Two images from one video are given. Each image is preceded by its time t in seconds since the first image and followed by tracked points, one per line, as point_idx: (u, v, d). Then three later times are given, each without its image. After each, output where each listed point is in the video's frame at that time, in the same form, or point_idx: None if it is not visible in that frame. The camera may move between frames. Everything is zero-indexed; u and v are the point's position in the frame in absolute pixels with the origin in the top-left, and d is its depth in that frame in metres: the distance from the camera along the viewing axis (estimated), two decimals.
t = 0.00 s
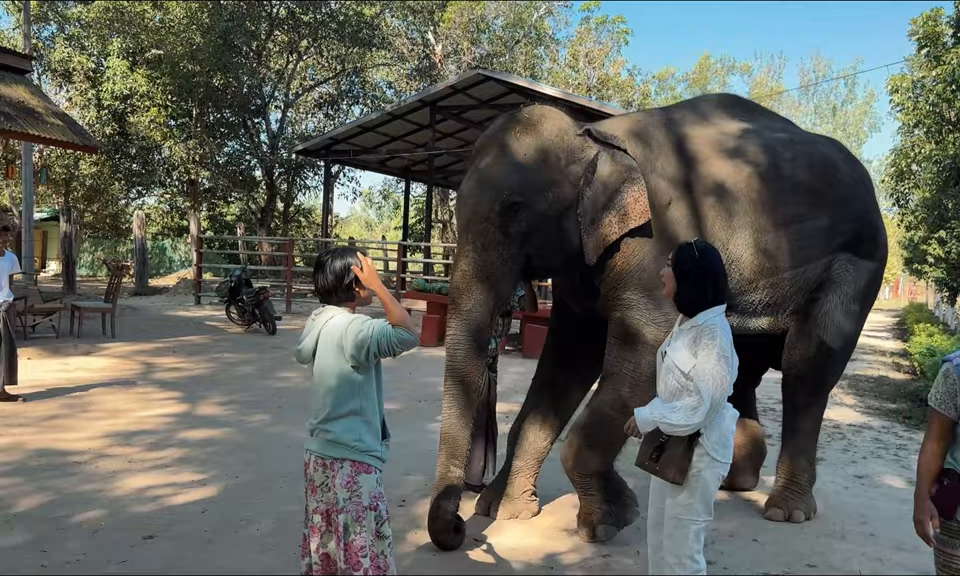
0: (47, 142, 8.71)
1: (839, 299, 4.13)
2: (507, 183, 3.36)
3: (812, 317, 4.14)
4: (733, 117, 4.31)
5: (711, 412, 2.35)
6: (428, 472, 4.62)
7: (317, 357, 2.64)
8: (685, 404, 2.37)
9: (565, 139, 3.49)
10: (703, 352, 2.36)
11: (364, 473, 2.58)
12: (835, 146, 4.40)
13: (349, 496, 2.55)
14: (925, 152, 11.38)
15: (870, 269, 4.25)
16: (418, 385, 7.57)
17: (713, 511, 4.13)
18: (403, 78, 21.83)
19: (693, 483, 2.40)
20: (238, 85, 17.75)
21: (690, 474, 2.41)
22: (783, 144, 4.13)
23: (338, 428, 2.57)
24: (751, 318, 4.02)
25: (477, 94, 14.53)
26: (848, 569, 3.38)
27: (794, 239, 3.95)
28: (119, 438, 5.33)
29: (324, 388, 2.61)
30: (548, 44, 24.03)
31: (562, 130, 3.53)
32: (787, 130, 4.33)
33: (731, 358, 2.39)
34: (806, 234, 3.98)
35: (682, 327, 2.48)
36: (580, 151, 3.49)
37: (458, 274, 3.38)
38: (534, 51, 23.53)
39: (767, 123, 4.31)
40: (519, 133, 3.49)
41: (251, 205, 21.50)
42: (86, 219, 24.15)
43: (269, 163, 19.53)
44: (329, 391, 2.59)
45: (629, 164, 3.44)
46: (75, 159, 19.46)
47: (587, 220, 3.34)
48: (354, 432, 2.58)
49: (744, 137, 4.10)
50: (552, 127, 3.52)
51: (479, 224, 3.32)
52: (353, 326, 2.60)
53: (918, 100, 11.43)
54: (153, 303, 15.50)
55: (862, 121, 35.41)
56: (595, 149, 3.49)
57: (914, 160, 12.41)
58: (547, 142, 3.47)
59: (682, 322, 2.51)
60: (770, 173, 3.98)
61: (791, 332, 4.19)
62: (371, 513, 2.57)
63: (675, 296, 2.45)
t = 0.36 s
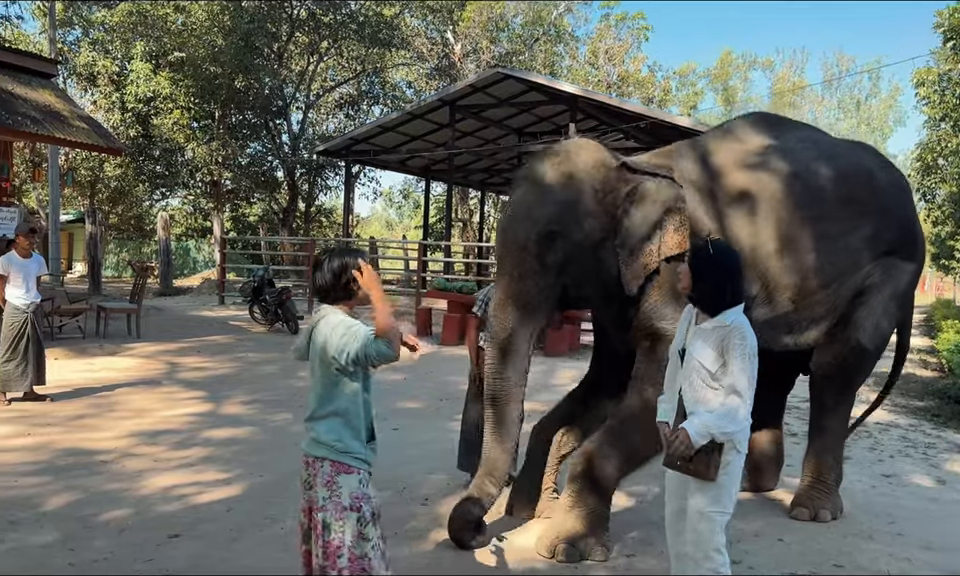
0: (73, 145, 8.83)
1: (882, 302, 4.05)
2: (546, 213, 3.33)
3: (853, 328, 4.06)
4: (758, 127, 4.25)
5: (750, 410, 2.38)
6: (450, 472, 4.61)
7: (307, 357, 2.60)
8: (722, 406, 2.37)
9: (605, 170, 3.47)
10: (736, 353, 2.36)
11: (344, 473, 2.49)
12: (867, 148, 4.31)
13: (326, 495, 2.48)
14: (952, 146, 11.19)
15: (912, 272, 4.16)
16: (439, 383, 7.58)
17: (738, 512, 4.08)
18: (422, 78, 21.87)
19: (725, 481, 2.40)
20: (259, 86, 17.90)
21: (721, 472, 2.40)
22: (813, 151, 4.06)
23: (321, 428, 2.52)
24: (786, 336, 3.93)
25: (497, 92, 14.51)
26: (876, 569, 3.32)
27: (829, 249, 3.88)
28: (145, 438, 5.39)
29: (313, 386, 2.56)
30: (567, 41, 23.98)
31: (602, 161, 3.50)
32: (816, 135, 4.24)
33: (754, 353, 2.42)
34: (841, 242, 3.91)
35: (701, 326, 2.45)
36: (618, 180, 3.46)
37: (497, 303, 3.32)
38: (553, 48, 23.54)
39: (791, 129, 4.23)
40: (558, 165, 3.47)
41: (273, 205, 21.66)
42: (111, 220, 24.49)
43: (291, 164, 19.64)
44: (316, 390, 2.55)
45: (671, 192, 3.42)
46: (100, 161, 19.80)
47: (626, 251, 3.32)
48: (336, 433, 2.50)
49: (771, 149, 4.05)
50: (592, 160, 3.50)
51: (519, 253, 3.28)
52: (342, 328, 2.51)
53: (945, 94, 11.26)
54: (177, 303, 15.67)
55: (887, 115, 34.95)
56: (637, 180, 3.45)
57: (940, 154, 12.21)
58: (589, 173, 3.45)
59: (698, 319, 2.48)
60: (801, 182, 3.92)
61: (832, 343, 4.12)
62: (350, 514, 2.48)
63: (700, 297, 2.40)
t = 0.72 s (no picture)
0: (93, 148, 8.92)
1: (921, 306, 4.10)
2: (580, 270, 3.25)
3: (892, 329, 4.11)
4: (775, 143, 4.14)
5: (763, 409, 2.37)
6: (466, 472, 4.60)
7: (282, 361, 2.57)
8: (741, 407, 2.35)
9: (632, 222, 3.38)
10: (752, 351, 2.35)
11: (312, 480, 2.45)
12: (892, 154, 4.25)
13: (292, 497, 2.46)
14: None
15: (948, 274, 4.18)
16: (455, 384, 7.58)
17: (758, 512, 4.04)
18: (438, 78, 21.85)
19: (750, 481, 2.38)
20: (276, 88, 18.00)
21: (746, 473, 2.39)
22: (839, 167, 4.00)
23: (293, 431, 2.49)
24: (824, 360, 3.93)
25: (512, 92, 14.48)
26: (898, 570, 3.29)
27: (867, 271, 3.86)
28: (165, 437, 5.43)
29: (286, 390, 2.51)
30: (583, 40, 23.88)
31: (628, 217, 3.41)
32: (838, 148, 4.17)
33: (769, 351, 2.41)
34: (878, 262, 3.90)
35: (717, 326, 2.44)
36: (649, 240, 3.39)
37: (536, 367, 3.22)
38: (569, 47, 23.44)
39: (810, 143, 4.15)
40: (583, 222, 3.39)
41: (290, 206, 21.78)
42: (131, 222, 24.75)
43: (308, 166, 19.72)
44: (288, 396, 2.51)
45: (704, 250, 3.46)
46: (120, 164, 20.09)
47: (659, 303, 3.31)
48: (306, 438, 2.46)
49: (796, 168, 3.96)
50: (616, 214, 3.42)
51: (554, 314, 3.19)
52: (305, 340, 2.38)
53: None
54: (196, 304, 15.81)
55: (908, 112, 34.53)
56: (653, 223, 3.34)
57: None
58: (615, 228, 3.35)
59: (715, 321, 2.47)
60: (833, 204, 3.85)
61: (869, 348, 4.15)
62: (310, 517, 2.44)
63: (711, 297, 2.39)
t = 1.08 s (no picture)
0: (109, 151, 8.98)
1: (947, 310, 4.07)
2: (614, 296, 3.27)
3: (920, 334, 4.09)
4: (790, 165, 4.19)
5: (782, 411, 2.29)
6: (481, 473, 4.58)
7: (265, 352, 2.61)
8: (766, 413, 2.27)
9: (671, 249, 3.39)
10: (775, 353, 2.26)
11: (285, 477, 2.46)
12: (915, 161, 4.20)
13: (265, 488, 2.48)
14: None
15: None
16: (469, 384, 7.57)
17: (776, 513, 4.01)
18: (451, 79, 21.81)
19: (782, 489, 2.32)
20: (289, 90, 18.06)
21: (782, 480, 2.33)
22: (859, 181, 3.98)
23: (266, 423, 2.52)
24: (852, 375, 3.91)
25: (525, 92, 14.46)
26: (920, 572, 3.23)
27: (893, 283, 3.82)
28: (181, 439, 5.46)
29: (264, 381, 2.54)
30: (596, 39, 23.81)
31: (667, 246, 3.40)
32: (857, 160, 4.16)
33: (797, 351, 2.31)
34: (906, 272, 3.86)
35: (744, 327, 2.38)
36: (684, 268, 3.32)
37: (565, 390, 3.26)
38: (582, 46, 23.39)
39: (828, 159, 4.17)
40: (624, 247, 3.39)
41: (303, 208, 21.86)
42: (147, 224, 24.93)
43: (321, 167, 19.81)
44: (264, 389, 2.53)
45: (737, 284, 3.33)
46: (135, 167, 20.29)
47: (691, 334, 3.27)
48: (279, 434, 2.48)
49: (815, 186, 3.97)
50: (657, 241, 3.42)
51: (587, 339, 3.22)
52: (281, 337, 2.38)
53: None
54: (211, 306, 15.89)
55: (924, 109, 34.22)
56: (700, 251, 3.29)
57: None
58: (652, 253, 3.37)
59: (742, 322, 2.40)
60: (857, 218, 3.82)
61: (896, 357, 4.15)
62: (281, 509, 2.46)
63: (735, 300, 2.34)
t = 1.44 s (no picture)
0: (113, 154, 9.02)
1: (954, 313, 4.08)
2: (620, 299, 3.29)
3: (926, 338, 4.11)
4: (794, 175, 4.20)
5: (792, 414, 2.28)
6: (485, 474, 4.58)
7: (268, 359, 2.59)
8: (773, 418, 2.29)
9: (678, 256, 3.42)
10: (785, 359, 2.25)
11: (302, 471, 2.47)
12: (919, 168, 4.21)
13: (282, 484, 2.47)
14: None
15: None
16: (474, 385, 7.59)
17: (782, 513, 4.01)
18: (454, 80, 21.84)
19: (794, 492, 2.31)
20: (293, 93, 18.09)
21: (794, 483, 2.32)
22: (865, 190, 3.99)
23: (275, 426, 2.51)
24: (858, 382, 3.93)
25: (528, 93, 14.48)
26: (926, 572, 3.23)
27: (900, 290, 3.83)
28: (186, 441, 5.47)
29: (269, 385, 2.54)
30: (598, 40, 23.80)
31: (674, 253, 3.43)
32: (862, 169, 4.17)
33: (813, 357, 2.28)
34: (912, 280, 3.87)
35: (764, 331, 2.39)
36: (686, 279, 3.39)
37: (568, 390, 3.28)
38: (584, 47, 23.42)
39: (832, 169, 4.18)
40: (631, 249, 3.41)
41: (307, 210, 21.89)
42: (150, 227, 24.95)
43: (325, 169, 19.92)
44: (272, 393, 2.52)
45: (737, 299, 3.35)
46: (139, 169, 20.35)
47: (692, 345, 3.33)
48: (291, 432, 2.47)
49: (821, 196, 3.98)
50: (665, 246, 3.44)
51: (591, 341, 3.24)
52: (286, 339, 2.41)
53: None
54: (215, 308, 15.92)
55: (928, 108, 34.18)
56: (708, 275, 3.38)
57: None
58: (659, 257, 3.40)
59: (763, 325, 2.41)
60: (864, 226, 3.82)
61: (903, 361, 4.17)
62: (299, 502, 2.46)
63: (752, 305, 2.36)
